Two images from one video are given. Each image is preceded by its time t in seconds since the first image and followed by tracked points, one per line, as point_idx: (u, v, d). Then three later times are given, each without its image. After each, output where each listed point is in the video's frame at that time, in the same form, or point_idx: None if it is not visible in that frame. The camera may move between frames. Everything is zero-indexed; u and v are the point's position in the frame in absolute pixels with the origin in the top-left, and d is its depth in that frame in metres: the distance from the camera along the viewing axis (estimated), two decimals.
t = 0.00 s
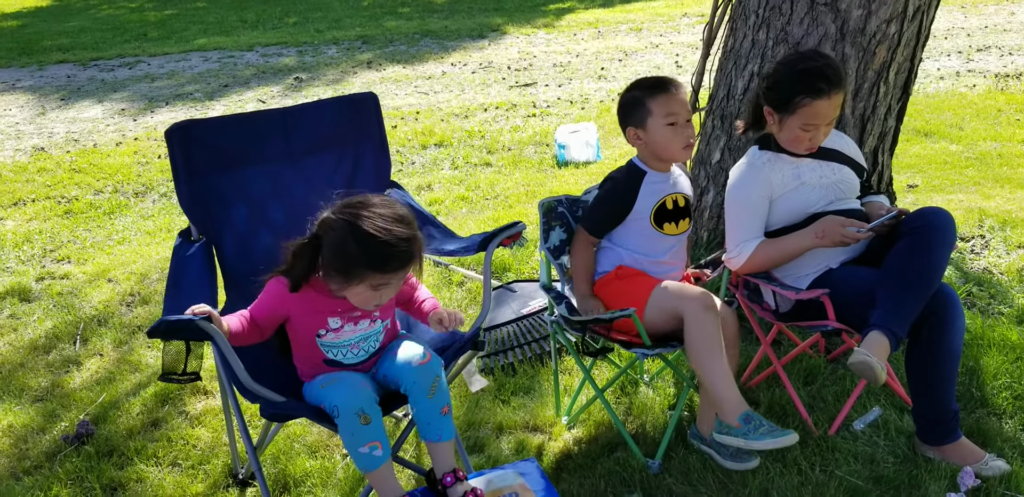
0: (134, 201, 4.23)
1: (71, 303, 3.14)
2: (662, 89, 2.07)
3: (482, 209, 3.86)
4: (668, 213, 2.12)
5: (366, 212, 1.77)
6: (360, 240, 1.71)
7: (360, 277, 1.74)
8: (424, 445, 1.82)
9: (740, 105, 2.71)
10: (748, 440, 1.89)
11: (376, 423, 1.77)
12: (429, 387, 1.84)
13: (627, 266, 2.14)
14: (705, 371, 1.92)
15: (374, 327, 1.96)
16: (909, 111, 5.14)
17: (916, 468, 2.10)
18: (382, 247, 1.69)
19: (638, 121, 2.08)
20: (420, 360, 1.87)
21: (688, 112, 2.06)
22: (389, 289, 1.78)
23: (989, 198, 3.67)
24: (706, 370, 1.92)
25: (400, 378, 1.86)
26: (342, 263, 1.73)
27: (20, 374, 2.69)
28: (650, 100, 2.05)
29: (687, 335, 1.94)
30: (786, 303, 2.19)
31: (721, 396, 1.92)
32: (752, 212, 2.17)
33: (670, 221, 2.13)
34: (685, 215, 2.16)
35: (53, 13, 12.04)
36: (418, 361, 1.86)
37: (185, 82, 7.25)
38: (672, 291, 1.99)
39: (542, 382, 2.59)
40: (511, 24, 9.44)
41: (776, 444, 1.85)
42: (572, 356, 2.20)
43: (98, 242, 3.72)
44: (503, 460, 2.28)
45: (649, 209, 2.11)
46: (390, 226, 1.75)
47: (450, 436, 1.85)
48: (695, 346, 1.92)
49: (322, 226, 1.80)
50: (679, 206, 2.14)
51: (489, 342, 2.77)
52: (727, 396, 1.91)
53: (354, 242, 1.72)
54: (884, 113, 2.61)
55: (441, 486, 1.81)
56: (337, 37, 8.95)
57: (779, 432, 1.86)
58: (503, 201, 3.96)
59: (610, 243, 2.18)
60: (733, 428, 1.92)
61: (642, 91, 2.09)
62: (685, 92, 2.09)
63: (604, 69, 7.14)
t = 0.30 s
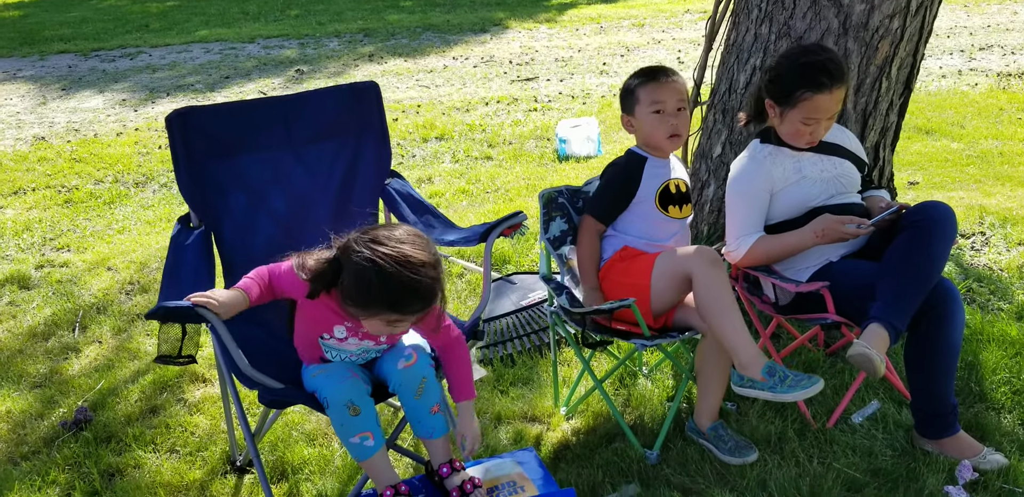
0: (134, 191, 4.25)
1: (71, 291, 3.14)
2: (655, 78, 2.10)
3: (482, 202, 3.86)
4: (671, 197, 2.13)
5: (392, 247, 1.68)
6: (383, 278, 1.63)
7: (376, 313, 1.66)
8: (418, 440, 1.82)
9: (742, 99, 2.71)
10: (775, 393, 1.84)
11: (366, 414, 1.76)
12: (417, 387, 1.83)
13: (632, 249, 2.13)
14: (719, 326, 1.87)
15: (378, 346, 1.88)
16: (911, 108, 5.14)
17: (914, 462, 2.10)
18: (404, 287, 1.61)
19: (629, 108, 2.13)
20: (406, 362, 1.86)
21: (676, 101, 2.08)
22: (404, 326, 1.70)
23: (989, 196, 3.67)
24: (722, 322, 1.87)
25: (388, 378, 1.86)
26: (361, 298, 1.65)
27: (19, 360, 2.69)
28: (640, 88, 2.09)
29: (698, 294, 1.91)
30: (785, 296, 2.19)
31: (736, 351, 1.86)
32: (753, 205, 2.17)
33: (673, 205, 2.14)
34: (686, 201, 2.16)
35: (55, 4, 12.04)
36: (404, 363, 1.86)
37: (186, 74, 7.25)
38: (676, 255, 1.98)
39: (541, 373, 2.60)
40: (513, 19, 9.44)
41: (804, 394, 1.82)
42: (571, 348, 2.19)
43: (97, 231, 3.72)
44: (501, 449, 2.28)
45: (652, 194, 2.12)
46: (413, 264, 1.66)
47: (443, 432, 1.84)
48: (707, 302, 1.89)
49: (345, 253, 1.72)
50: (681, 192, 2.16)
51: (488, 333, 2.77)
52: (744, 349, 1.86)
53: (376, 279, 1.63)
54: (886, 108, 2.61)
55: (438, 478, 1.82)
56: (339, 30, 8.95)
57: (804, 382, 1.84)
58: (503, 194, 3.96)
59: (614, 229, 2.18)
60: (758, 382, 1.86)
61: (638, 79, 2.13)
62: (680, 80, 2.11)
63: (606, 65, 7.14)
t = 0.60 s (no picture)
0: (139, 171, 4.28)
1: (75, 266, 3.14)
2: (663, 55, 2.08)
3: (488, 186, 3.86)
4: (678, 169, 2.14)
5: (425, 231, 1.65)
6: (417, 262, 1.60)
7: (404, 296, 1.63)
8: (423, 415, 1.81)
9: (752, 83, 2.70)
10: (785, 372, 1.84)
11: (374, 387, 1.74)
12: (432, 360, 1.81)
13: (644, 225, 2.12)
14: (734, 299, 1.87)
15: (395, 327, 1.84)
16: (920, 99, 5.13)
17: (920, 447, 2.08)
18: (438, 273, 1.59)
19: (635, 83, 2.12)
20: (424, 333, 1.83)
21: (683, 80, 2.08)
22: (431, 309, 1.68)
23: (998, 187, 3.66)
24: (738, 294, 1.87)
25: (402, 347, 1.83)
26: (392, 281, 1.62)
27: (22, 334, 2.69)
28: (647, 65, 2.08)
29: (715, 267, 1.90)
30: (794, 280, 2.16)
31: (750, 325, 1.86)
32: (762, 188, 2.15)
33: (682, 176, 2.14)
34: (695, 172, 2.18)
35: None
36: (422, 334, 1.82)
37: (193, 55, 7.25)
38: (695, 229, 1.96)
39: (545, 355, 2.59)
40: (521, 5, 9.42)
41: (816, 374, 1.82)
42: (577, 329, 2.18)
43: (103, 209, 3.73)
44: (504, 429, 2.28)
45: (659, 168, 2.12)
46: (446, 250, 1.63)
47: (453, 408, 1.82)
48: (723, 275, 1.88)
49: (376, 235, 1.68)
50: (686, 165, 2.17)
51: (493, 314, 2.76)
52: (758, 324, 1.85)
53: (410, 263, 1.60)
54: (897, 94, 2.59)
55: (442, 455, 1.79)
56: (347, 14, 8.93)
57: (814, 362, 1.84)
58: (509, 179, 3.95)
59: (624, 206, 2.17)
60: (767, 359, 1.86)
61: (647, 55, 2.11)
62: (688, 57, 2.10)
63: (614, 53, 7.12)
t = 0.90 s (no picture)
0: (145, 154, 4.30)
1: (81, 250, 3.15)
2: (665, 37, 2.07)
3: (492, 170, 3.86)
4: (683, 150, 2.11)
5: (481, 226, 1.58)
6: (470, 257, 1.54)
7: (447, 290, 1.58)
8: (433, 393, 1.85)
9: (758, 65, 2.69)
10: (785, 382, 1.90)
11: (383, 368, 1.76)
12: (449, 338, 1.85)
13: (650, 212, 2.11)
14: (739, 304, 1.92)
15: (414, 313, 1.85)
16: (927, 82, 5.09)
17: (923, 430, 2.08)
18: (490, 272, 1.53)
19: (637, 67, 2.11)
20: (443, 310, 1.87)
21: (686, 60, 2.07)
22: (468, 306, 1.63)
23: (1004, 170, 3.65)
24: (744, 299, 1.91)
25: (420, 325, 1.86)
26: (440, 273, 1.55)
27: (29, 316, 2.70)
28: (650, 48, 2.07)
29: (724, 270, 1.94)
30: (799, 263, 2.16)
31: (752, 331, 1.91)
32: (767, 171, 2.15)
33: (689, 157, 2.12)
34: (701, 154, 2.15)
35: None
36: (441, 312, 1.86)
37: (197, 38, 7.25)
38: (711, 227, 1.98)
39: (550, 338, 2.61)
40: None
41: (813, 387, 1.87)
42: (582, 312, 2.17)
43: (108, 193, 3.75)
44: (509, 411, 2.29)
45: (665, 148, 2.09)
46: (500, 249, 1.57)
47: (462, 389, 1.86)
48: (732, 281, 1.92)
49: (427, 222, 1.61)
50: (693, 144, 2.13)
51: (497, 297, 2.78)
52: (758, 332, 1.90)
53: (464, 257, 1.54)
54: (903, 77, 2.58)
55: (446, 436, 1.80)
56: None
57: (813, 377, 1.89)
58: (514, 162, 3.95)
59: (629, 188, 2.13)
60: (770, 366, 1.92)
61: (648, 38, 2.10)
62: (689, 39, 2.09)
63: (619, 36, 7.09)
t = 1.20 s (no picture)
0: (149, 144, 4.31)
1: (86, 240, 3.17)
2: (667, 34, 2.03)
3: (496, 159, 3.86)
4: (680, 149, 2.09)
5: (503, 222, 1.59)
6: (494, 253, 1.55)
7: (467, 284, 1.59)
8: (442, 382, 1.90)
9: (762, 54, 2.68)
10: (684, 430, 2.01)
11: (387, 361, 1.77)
12: (458, 328, 1.86)
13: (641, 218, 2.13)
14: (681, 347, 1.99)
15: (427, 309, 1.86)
16: (931, 70, 5.07)
17: (926, 418, 2.09)
18: (511, 267, 1.54)
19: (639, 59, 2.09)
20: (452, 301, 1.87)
21: (684, 62, 2.03)
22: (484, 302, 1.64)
23: (1008, 158, 3.64)
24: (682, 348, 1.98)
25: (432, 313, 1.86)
26: (463, 268, 1.56)
27: (35, 306, 2.72)
28: (651, 44, 2.04)
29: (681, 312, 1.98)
30: (802, 253, 2.16)
31: (684, 376, 2.00)
32: (770, 160, 2.14)
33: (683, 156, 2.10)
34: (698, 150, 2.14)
35: None
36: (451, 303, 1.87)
37: (200, 28, 7.24)
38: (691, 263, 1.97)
39: (553, 327, 2.62)
40: None
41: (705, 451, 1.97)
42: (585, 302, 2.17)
43: (113, 183, 3.76)
44: (513, 400, 2.30)
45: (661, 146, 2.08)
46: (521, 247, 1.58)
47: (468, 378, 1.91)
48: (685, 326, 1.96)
49: (449, 217, 1.61)
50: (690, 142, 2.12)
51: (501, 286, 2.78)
52: (688, 382, 1.99)
53: (488, 253, 1.55)
54: (907, 65, 2.57)
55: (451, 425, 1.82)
56: None
57: (711, 444, 1.97)
58: (517, 151, 3.95)
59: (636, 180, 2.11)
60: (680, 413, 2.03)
61: (655, 31, 2.06)
62: (693, 37, 2.03)
63: (623, 25, 7.06)
